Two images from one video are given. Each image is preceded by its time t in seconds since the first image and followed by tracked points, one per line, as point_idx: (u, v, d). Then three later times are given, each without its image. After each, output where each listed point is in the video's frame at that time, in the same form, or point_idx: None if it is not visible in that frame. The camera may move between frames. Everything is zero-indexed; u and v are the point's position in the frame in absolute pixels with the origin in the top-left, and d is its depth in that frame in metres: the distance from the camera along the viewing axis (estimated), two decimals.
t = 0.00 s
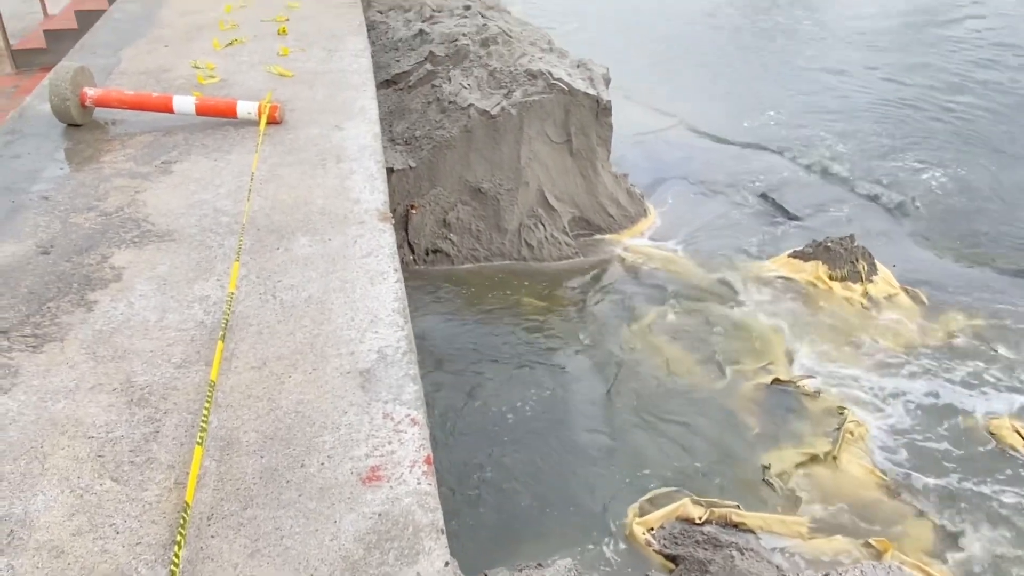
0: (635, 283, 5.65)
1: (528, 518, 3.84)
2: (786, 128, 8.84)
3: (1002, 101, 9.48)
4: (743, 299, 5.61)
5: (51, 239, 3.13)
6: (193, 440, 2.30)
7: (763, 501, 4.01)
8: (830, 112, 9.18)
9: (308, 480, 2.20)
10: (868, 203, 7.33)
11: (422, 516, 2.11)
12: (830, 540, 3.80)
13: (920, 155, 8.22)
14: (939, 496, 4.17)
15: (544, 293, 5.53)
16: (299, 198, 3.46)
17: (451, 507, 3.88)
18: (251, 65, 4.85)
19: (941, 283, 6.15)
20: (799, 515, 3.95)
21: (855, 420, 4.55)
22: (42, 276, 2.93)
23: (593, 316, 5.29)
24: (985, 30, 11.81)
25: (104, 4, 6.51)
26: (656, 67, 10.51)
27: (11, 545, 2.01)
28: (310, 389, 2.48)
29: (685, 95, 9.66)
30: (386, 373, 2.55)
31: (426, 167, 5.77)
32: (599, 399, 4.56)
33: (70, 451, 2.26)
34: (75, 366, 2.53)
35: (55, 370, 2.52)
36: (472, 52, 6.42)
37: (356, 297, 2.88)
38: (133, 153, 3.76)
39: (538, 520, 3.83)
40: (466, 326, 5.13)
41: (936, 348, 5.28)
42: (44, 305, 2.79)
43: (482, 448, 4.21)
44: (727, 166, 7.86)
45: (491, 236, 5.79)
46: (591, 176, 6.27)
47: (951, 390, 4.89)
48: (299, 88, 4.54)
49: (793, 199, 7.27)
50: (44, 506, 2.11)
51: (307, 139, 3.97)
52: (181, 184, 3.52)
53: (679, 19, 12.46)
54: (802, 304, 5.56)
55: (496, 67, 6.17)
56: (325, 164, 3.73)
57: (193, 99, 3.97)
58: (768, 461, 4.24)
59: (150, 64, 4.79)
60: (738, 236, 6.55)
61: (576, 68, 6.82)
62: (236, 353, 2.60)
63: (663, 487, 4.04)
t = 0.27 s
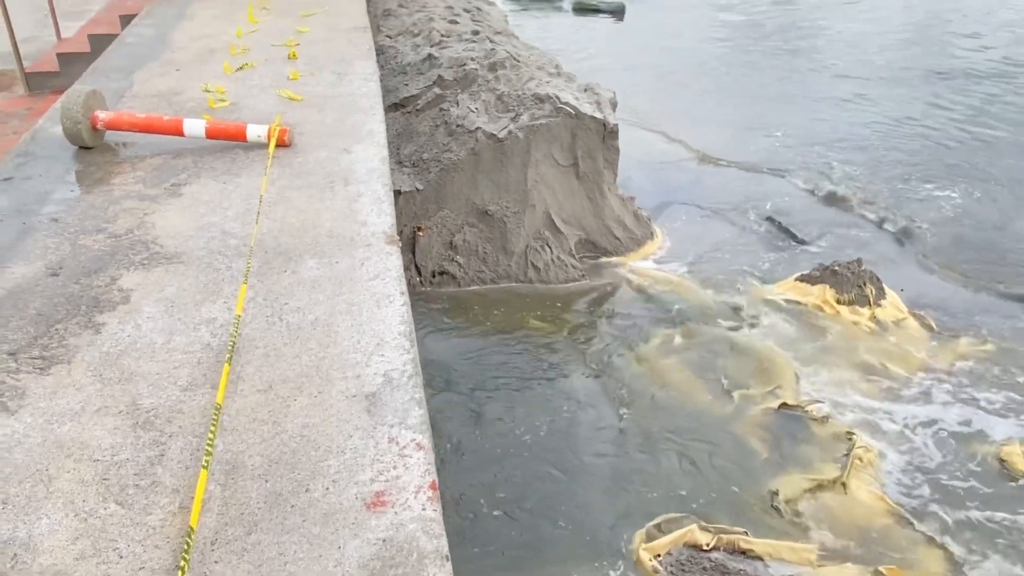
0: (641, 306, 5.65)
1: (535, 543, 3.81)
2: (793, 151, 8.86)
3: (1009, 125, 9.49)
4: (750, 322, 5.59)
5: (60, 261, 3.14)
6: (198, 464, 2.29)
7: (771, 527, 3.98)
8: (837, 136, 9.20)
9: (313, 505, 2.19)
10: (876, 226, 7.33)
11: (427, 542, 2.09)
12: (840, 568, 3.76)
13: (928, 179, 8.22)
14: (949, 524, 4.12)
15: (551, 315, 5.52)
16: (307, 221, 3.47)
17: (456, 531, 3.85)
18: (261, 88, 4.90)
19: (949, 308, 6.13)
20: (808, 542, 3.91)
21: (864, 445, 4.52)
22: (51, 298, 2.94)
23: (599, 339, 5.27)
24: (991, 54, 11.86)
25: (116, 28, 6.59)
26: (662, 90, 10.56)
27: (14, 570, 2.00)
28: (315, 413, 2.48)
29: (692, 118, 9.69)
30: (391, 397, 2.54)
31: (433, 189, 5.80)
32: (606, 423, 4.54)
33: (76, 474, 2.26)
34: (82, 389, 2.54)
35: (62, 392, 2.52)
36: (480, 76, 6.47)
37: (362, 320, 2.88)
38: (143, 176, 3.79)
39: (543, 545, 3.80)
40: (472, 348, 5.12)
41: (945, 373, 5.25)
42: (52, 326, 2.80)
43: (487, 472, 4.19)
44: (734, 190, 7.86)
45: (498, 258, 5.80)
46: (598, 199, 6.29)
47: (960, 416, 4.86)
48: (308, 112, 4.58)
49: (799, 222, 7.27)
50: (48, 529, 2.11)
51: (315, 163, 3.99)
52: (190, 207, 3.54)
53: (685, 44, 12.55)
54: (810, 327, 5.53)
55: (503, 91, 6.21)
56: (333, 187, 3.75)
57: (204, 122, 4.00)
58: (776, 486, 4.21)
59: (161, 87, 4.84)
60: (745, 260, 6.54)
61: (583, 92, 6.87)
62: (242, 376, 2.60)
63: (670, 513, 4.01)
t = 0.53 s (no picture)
0: (648, 330, 5.64)
1: (541, 569, 3.78)
2: (799, 175, 8.87)
3: (1016, 151, 9.50)
4: (758, 346, 5.58)
5: (69, 284, 3.16)
6: (204, 489, 2.29)
7: (780, 556, 3.94)
8: (843, 161, 9.22)
9: (318, 531, 2.18)
10: (883, 251, 7.31)
11: (432, 570, 2.08)
12: None
13: (934, 204, 8.22)
14: (958, 555, 4.08)
15: (557, 339, 5.51)
16: (315, 245, 3.49)
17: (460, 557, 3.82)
18: (271, 113, 4.95)
19: (958, 334, 6.10)
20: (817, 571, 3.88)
21: (872, 472, 4.49)
22: (60, 321, 2.95)
23: (606, 363, 5.26)
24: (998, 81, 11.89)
25: (129, 53, 6.68)
26: (669, 115, 10.61)
27: None
28: (321, 438, 2.47)
29: (698, 142, 9.73)
30: (398, 422, 2.54)
31: (440, 213, 5.83)
32: (612, 448, 4.52)
33: (82, 498, 2.26)
34: (89, 412, 2.54)
35: (69, 415, 2.53)
36: (488, 101, 6.53)
37: (369, 345, 2.89)
38: (153, 199, 3.82)
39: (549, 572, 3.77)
40: (478, 372, 5.11)
41: (954, 400, 5.22)
42: (61, 349, 2.81)
43: (492, 497, 4.16)
44: (740, 214, 7.87)
45: (504, 282, 5.80)
46: (604, 223, 6.30)
47: (969, 444, 4.83)
48: (317, 137, 4.61)
49: (807, 247, 7.26)
50: (52, 554, 2.10)
51: (324, 187, 4.01)
52: (199, 230, 3.56)
53: (691, 70, 12.63)
54: (817, 352, 5.51)
55: (510, 116, 6.26)
56: (342, 211, 3.76)
57: (214, 146, 4.04)
58: (785, 513, 4.18)
59: (172, 111, 4.90)
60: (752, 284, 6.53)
61: (590, 117, 6.91)
62: (249, 400, 2.60)
63: (676, 540, 3.96)
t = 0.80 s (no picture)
0: (657, 364, 5.61)
1: None
2: (807, 211, 8.90)
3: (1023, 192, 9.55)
4: (767, 382, 5.55)
5: (82, 316, 3.18)
6: (212, 524, 2.28)
7: None
8: (851, 198, 9.25)
9: (324, 568, 2.16)
10: (893, 287, 7.30)
11: None
12: None
13: (943, 241, 8.22)
14: None
15: (565, 373, 5.50)
16: (325, 279, 3.51)
17: None
18: (284, 148, 5.01)
19: (969, 372, 6.06)
20: None
21: (884, 512, 4.45)
22: (72, 353, 2.97)
23: (614, 397, 5.24)
24: (1002, 125, 12.03)
25: (145, 88, 6.79)
26: (678, 150, 10.68)
27: None
28: (328, 473, 2.47)
29: (706, 178, 9.78)
30: (406, 457, 2.53)
31: (449, 246, 5.85)
32: (620, 484, 4.48)
33: (89, 533, 2.25)
34: (98, 445, 2.54)
35: (78, 448, 2.53)
36: (497, 136, 6.59)
37: (378, 379, 2.89)
38: (167, 233, 3.86)
39: None
40: (485, 406, 5.10)
41: (965, 438, 5.18)
42: (72, 382, 2.82)
43: (499, 533, 4.12)
44: (748, 249, 7.88)
45: (513, 315, 5.80)
46: (612, 257, 6.32)
47: (979, 485, 4.80)
48: (329, 171, 4.66)
49: (816, 283, 7.25)
50: None
51: (335, 221, 4.04)
52: (211, 264, 3.59)
53: (699, 107, 12.75)
54: (827, 388, 5.48)
55: (520, 151, 6.31)
56: (352, 245, 3.79)
57: (227, 181, 4.09)
58: (796, 553, 4.13)
59: (187, 145, 4.96)
60: (761, 320, 6.51)
61: (598, 152, 6.97)
62: (258, 435, 2.60)
63: None
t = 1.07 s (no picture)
0: (664, 393, 5.59)
1: None
2: (813, 240, 8.90)
3: None
4: (774, 412, 5.52)
5: (90, 342, 3.20)
6: (216, 554, 2.27)
7: None
8: (857, 227, 9.26)
9: None
10: (901, 317, 7.28)
11: None
12: None
13: (950, 270, 8.21)
14: None
15: (571, 401, 5.48)
16: (332, 306, 3.52)
17: None
18: (293, 176, 5.05)
19: (978, 403, 6.02)
20: None
21: (894, 545, 4.41)
22: (79, 379, 2.98)
23: (620, 427, 5.21)
24: (1008, 156, 12.08)
25: (157, 116, 6.87)
26: (684, 179, 10.72)
27: None
28: (334, 503, 2.45)
29: (712, 206, 9.80)
30: (411, 487, 2.52)
31: (455, 273, 5.86)
32: (626, 514, 4.44)
33: (93, 561, 2.24)
34: (104, 472, 2.54)
35: (84, 475, 2.53)
36: (504, 165, 6.64)
37: (384, 407, 2.88)
38: (176, 259, 3.88)
39: None
40: (491, 434, 5.08)
41: (975, 471, 5.14)
42: (79, 408, 2.82)
43: (504, 563, 4.08)
44: (755, 277, 7.87)
45: (518, 343, 5.79)
46: (618, 285, 6.32)
47: (989, 519, 4.76)
48: (337, 199, 4.70)
49: (823, 312, 7.24)
50: None
51: (342, 248, 4.06)
52: (220, 290, 3.60)
53: (705, 136, 12.82)
54: (835, 418, 5.45)
55: (526, 179, 6.34)
56: (359, 273, 3.80)
57: (237, 208, 4.12)
58: None
59: (197, 173, 5.01)
60: (767, 349, 6.49)
61: (605, 181, 7.00)
62: (263, 463, 2.59)
63: None
